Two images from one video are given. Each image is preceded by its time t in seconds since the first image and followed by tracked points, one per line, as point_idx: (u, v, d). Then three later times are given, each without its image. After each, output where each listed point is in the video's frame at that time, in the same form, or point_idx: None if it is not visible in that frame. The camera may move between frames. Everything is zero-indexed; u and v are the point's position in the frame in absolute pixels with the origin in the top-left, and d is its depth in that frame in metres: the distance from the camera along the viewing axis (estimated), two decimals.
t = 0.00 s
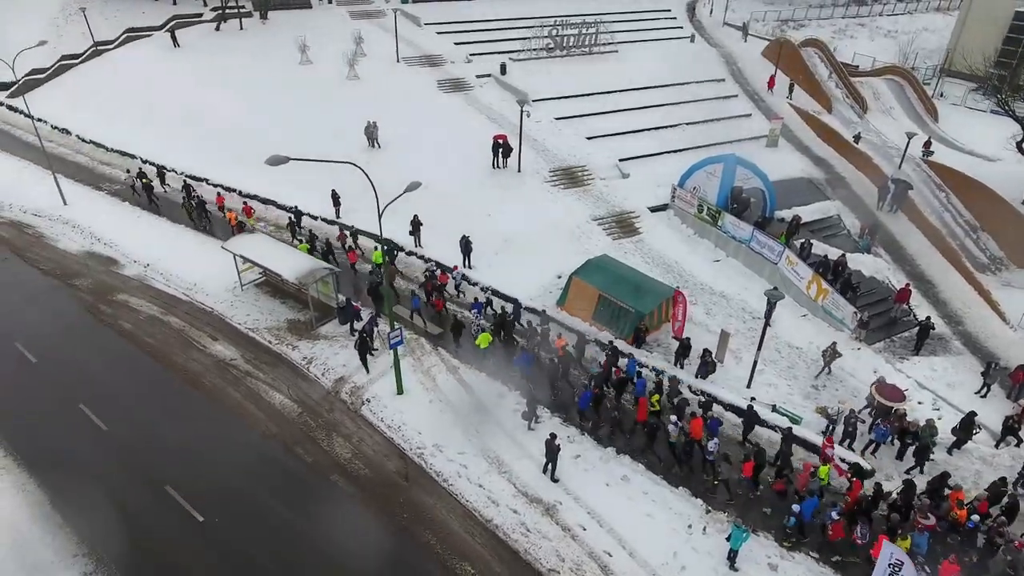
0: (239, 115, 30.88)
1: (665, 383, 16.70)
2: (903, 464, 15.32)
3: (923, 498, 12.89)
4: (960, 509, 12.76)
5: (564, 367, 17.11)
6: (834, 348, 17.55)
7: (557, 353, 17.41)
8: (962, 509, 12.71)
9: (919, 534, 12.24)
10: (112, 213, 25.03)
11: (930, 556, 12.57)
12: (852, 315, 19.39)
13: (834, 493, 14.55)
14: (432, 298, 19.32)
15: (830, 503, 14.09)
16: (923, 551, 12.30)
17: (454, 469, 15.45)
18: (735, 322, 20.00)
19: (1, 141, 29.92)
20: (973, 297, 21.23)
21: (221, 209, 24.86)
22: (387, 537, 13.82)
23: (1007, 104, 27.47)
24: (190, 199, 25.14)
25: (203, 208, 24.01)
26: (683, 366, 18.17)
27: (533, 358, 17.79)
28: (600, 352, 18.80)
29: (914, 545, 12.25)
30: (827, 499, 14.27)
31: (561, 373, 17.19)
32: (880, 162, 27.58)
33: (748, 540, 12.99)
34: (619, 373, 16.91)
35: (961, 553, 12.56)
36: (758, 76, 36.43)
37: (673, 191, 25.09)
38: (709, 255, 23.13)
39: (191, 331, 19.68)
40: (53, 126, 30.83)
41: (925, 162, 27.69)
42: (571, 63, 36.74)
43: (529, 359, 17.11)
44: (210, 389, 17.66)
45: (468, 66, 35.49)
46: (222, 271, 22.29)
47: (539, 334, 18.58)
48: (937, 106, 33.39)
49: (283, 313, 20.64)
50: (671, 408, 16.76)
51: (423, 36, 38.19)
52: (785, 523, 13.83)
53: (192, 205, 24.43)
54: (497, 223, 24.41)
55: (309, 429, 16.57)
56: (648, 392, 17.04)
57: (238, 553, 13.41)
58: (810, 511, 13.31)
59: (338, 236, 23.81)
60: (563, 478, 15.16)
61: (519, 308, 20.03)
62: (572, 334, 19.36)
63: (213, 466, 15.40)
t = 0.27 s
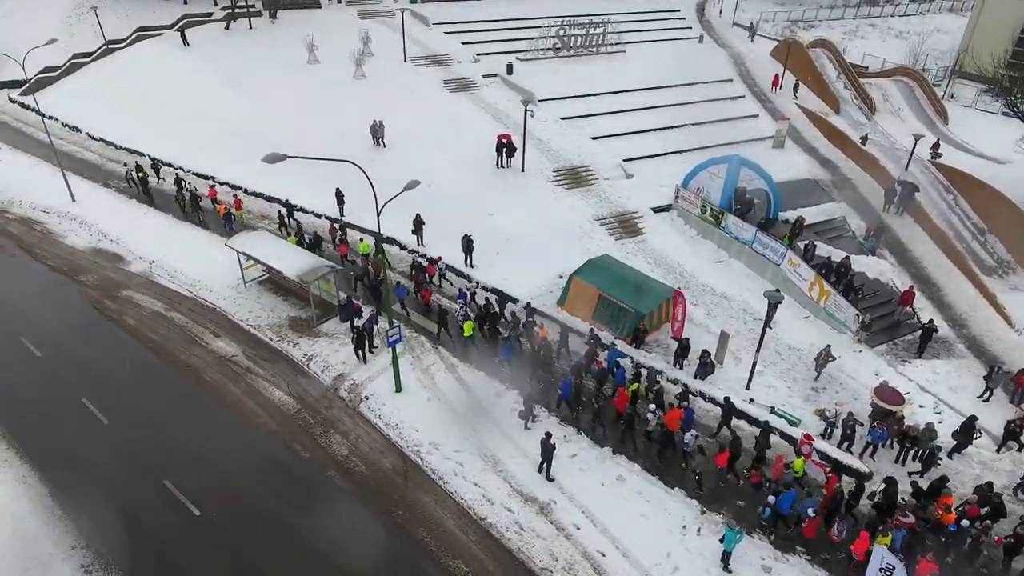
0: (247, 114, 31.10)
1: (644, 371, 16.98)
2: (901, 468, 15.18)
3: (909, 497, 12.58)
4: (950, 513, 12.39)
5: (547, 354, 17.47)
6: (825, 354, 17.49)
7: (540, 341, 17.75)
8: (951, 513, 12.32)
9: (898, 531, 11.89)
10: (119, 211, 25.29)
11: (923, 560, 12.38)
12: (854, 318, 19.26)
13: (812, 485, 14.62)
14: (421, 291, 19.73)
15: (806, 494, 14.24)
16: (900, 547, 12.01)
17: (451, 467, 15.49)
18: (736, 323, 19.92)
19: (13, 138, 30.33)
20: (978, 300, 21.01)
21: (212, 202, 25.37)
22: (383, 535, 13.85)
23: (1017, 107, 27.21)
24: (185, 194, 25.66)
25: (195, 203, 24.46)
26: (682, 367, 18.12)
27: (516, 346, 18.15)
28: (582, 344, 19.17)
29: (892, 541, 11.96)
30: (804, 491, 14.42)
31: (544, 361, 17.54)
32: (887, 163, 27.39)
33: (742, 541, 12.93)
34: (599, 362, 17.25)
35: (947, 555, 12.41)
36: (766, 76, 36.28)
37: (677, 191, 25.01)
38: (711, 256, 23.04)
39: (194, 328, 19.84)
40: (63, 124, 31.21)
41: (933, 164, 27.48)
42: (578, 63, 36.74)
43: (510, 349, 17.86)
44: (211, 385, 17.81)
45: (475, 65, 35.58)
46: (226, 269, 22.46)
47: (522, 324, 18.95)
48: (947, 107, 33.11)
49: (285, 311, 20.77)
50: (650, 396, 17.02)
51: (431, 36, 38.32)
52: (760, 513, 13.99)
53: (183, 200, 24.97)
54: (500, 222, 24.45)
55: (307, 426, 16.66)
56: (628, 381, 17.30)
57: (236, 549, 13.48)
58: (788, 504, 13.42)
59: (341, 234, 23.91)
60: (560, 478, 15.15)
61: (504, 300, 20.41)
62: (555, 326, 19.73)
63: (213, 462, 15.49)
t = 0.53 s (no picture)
0: (250, 112, 31.32)
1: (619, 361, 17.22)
2: (894, 471, 15.09)
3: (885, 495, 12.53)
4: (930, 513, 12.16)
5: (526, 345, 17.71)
6: (811, 357, 17.09)
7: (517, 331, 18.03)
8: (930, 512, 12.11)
9: (869, 525, 11.86)
10: (122, 208, 25.54)
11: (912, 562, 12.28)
12: (851, 319, 19.15)
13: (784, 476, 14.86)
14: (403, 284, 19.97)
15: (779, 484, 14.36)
16: (874, 543, 11.90)
17: (442, 465, 15.54)
18: (732, 324, 19.85)
19: (20, 136, 30.69)
20: (978, 302, 20.83)
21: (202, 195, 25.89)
22: (376, 534, 13.88)
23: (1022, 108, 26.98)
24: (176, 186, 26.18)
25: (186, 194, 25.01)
26: (676, 368, 18.08)
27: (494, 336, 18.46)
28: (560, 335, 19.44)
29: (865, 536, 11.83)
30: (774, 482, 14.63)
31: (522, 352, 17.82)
32: (890, 165, 27.23)
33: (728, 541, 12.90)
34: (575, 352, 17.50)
35: (926, 559, 12.32)
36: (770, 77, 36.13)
37: (676, 191, 24.93)
38: (710, 257, 22.98)
39: (192, 324, 20.00)
40: (70, 122, 31.54)
41: (936, 166, 27.29)
42: (581, 63, 36.74)
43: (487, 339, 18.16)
44: (207, 382, 17.94)
45: (478, 65, 35.66)
46: (225, 266, 22.61)
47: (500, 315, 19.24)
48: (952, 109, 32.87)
49: (283, 308, 20.90)
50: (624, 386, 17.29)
51: (436, 35, 38.43)
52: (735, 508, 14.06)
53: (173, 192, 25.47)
54: (499, 221, 24.50)
55: (300, 423, 16.76)
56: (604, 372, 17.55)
57: (231, 547, 13.52)
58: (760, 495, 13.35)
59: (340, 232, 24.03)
60: (550, 476, 15.16)
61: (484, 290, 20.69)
62: (533, 317, 20.02)
63: (208, 460, 15.54)
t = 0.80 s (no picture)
0: (250, 112, 31.54)
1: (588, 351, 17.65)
2: (878, 472, 15.02)
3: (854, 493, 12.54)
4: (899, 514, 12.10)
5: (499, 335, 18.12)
6: (790, 359, 17.02)
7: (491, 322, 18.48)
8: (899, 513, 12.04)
9: (831, 519, 12.00)
10: (120, 206, 25.80)
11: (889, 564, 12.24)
12: (842, 321, 19.07)
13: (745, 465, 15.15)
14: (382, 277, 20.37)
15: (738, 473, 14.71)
16: (838, 538, 11.98)
17: (426, 463, 15.61)
18: (722, 324, 19.83)
19: (23, 134, 31.04)
20: (972, 304, 20.69)
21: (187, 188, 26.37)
22: (365, 533, 13.91)
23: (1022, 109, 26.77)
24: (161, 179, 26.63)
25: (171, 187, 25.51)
26: (663, 368, 18.08)
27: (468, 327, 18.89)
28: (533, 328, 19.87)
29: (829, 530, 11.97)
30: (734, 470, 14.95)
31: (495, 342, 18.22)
32: (887, 166, 27.09)
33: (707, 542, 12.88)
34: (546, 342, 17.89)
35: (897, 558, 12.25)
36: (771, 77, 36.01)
37: (671, 191, 24.90)
38: (703, 257, 22.94)
39: (184, 322, 20.18)
40: (72, 121, 31.85)
41: (934, 167, 27.13)
42: (581, 63, 36.74)
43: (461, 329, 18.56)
44: (197, 379, 18.10)
45: (477, 65, 35.74)
46: (220, 264, 22.79)
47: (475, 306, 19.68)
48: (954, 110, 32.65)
49: (275, 306, 21.05)
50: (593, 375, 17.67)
51: (436, 35, 38.54)
52: (693, 492, 14.54)
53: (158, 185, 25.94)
54: (492, 221, 24.56)
55: (288, 420, 16.88)
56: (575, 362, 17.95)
57: (224, 546, 13.56)
58: (724, 486, 13.97)
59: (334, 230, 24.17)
60: (533, 475, 15.20)
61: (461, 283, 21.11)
62: (507, 309, 20.46)
63: (199, 459, 15.60)
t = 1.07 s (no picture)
0: (246, 112, 31.78)
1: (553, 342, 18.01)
2: (854, 473, 15.03)
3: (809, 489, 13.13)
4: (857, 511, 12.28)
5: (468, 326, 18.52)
6: (767, 360, 17.04)
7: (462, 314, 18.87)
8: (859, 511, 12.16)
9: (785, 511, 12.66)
10: (114, 205, 26.09)
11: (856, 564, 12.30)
12: (825, 322, 19.08)
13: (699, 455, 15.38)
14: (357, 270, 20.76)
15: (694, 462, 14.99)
16: (790, 527, 12.70)
17: (405, 462, 15.73)
18: (706, 325, 19.86)
19: (22, 134, 31.39)
20: (959, 306, 20.63)
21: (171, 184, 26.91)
22: (352, 530, 14.07)
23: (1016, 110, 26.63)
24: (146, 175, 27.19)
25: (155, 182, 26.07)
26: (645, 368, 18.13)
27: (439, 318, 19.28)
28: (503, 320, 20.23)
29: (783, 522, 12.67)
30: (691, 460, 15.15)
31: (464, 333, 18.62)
32: (879, 167, 27.03)
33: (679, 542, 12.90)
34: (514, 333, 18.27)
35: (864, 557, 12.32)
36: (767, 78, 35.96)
37: (661, 192, 24.92)
38: (691, 258, 22.99)
39: (172, 320, 20.40)
40: (71, 120, 32.18)
41: (927, 168, 27.05)
42: (577, 64, 36.81)
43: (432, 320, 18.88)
44: (183, 377, 18.27)
45: (474, 65, 35.87)
46: (210, 263, 23.00)
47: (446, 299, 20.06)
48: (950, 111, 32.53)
49: (263, 305, 21.24)
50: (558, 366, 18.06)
51: (434, 36, 38.69)
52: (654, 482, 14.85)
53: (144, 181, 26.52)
54: (482, 221, 24.69)
55: (270, 418, 17.05)
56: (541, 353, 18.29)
57: (224, 546, 13.67)
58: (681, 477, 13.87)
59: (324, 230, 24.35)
60: (510, 473, 15.31)
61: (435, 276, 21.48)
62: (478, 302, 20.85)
63: (186, 458, 15.72)
